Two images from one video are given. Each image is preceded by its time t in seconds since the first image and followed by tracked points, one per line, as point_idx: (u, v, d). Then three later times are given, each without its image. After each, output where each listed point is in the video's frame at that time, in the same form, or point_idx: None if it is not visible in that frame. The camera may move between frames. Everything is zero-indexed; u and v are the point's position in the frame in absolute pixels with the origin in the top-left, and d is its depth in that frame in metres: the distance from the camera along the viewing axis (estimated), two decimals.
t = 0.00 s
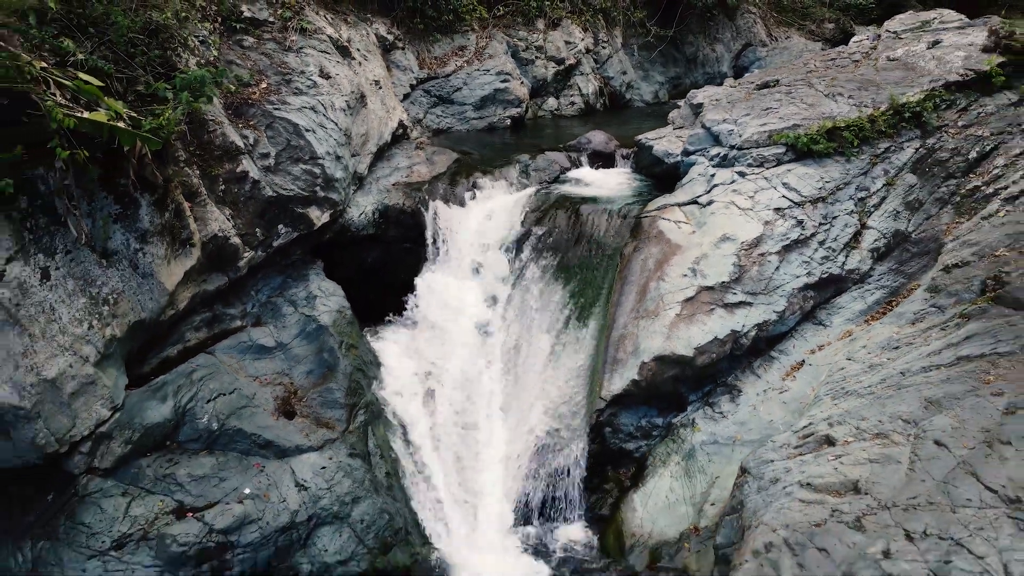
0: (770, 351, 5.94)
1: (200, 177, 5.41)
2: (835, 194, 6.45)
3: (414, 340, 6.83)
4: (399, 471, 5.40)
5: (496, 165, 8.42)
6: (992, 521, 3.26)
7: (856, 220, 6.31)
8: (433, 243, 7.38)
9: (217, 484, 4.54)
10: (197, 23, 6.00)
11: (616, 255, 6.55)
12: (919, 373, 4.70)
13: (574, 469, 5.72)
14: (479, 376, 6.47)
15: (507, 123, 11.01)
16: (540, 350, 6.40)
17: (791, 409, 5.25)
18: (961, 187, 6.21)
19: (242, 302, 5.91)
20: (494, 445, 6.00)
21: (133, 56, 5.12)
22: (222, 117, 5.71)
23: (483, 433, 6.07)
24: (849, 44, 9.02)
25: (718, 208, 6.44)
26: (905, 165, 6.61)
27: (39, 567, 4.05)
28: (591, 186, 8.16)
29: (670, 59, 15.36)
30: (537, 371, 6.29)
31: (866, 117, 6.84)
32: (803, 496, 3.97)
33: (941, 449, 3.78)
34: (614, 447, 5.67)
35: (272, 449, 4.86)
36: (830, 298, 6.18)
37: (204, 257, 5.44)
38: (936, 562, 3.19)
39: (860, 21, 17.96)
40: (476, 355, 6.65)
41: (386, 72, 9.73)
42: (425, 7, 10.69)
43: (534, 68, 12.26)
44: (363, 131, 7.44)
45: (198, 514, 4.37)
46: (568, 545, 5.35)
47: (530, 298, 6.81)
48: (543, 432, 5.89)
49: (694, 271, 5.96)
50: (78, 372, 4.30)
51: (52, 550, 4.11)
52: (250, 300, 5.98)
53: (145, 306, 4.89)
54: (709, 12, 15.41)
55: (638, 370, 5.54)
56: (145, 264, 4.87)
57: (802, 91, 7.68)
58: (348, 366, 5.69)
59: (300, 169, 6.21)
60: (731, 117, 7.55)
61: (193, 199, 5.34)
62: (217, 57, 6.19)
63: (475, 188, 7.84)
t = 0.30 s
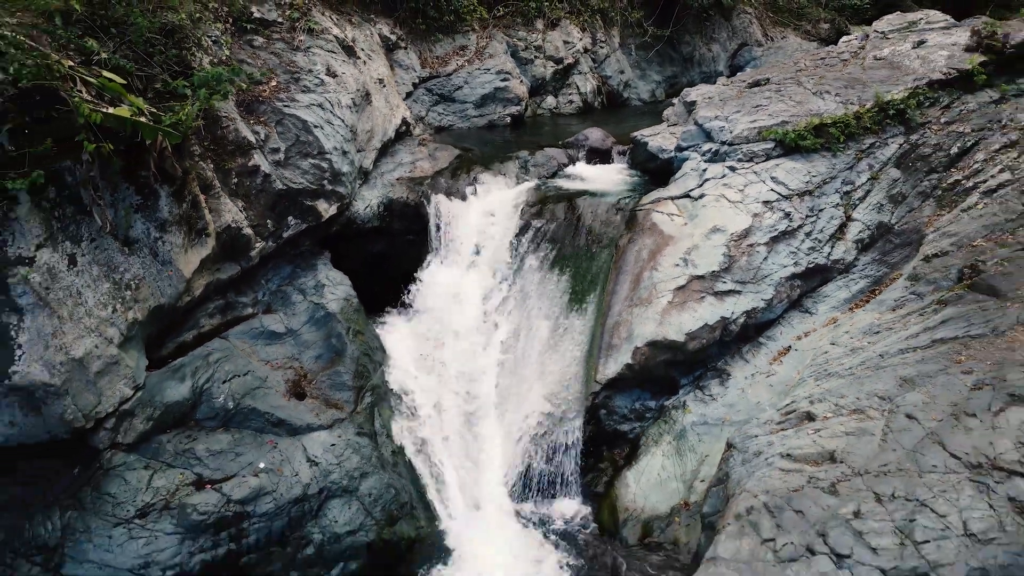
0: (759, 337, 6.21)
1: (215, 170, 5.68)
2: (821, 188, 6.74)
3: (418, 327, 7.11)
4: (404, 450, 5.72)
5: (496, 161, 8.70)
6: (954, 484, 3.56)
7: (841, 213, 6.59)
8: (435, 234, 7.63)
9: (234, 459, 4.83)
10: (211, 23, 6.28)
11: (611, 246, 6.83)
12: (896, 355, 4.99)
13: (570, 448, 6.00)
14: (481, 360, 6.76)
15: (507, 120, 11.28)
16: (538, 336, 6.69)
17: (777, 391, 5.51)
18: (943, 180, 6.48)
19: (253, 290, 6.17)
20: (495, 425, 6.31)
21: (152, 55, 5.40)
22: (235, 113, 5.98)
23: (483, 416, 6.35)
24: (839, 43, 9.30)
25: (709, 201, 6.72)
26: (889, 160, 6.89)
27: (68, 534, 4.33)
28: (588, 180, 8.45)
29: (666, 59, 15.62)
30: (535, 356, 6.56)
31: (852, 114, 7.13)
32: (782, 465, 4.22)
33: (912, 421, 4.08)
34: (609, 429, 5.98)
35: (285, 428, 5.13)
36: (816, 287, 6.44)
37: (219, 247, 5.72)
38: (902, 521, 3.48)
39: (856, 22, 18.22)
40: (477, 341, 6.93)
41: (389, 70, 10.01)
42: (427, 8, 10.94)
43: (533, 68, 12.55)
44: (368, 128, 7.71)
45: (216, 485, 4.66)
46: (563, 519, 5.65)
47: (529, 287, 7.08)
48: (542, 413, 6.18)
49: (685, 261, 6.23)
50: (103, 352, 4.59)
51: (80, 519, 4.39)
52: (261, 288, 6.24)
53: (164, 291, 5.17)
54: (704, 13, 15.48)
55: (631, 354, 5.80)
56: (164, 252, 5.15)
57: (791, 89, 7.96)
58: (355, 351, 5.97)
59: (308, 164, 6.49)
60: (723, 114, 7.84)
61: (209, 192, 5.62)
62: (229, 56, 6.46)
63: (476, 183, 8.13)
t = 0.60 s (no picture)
0: (747, 323, 6.53)
1: (230, 164, 6.00)
2: (807, 181, 7.07)
3: (422, 314, 7.43)
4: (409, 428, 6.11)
5: (496, 157, 9.03)
6: (917, 447, 3.89)
7: (825, 205, 6.92)
8: (438, 226, 7.98)
9: (251, 433, 5.16)
10: (225, 24, 6.60)
11: (605, 236, 7.16)
12: (874, 336, 5.31)
13: (566, 426, 6.37)
14: (482, 346, 7.13)
15: (507, 118, 11.62)
16: (536, 322, 7.06)
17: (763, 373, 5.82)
18: (923, 175, 6.81)
19: (265, 279, 6.48)
20: (495, 406, 6.69)
21: (172, 55, 5.72)
22: (249, 110, 6.29)
23: (485, 398, 6.74)
24: (827, 44, 9.64)
25: (700, 194, 7.03)
26: (872, 155, 7.24)
27: (97, 503, 4.71)
28: (585, 174, 8.78)
29: (663, 58, 15.94)
30: (534, 341, 6.93)
31: (837, 112, 7.47)
32: (762, 435, 4.55)
33: (883, 394, 4.41)
34: (604, 409, 6.27)
35: (298, 405, 5.46)
36: (802, 276, 6.76)
37: (234, 237, 6.04)
38: (868, 480, 3.79)
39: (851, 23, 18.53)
40: (479, 327, 7.28)
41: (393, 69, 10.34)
42: (429, 9, 11.26)
43: (533, 67, 12.88)
44: (373, 125, 8.04)
45: (235, 456, 4.98)
46: (560, 493, 6.00)
47: (529, 276, 7.41)
48: (540, 395, 6.54)
49: (677, 251, 6.53)
50: (130, 332, 4.94)
51: (109, 486, 4.76)
52: (273, 276, 6.55)
53: (185, 277, 5.52)
54: (701, 13, 15.61)
55: (625, 338, 6.11)
56: (185, 240, 5.50)
57: (779, 87, 8.30)
58: (363, 335, 6.30)
59: (318, 158, 6.82)
60: (714, 111, 8.16)
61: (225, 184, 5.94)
62: (243, 55, 6.78)
63: (477, 177, 8.42)
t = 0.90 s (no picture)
0: (738, 311, 6.80)
1: (243, 159, 6.28)
2: (794, 177, 7.37)
3: (426, 304, 7.72)
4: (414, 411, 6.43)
5: (497, 153, 9.32)
6: (889, 420, 4.19)
7: (812, 199, 7.23)
8: (441, 219, 8.26)
9: (266, 412, 5.46)
10: (237, 26, 6.88)
11: (602, 229, 7.44)
12: (856, 321, 5.60)
13: (564, 410, 6.63)
14: (484, 334, 7.47)
15: (507, 116, 11.92)
16: (536, 311, 7.37)
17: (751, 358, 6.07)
18: (907, 170, 7.10)
19: (276, 269, 6.76)
20: (496, 392, 7.04)
21: (188, 54, 5.98)
22: (260, 108, 6.55)
23: (486, 384, 7.10)
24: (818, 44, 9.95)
25: (692, 189, 7.33)
26: (858, 151, 7.54)
27: (121, 478, 5.01)
28: (582, 170, 9.09)
29: (660, 58, 16.23)
30: (533, 330, 7.25)
31: (825, 110, 7.78)
32: (746, 411, 4.84)
33: (860, 373, 4.72)
34: (599, 393, 6.54)
35: (309, 387, 5.74)
36: (790, 267, 7.03)
37: (246, 228, 6.32)
38: (843, 450, 4.08)
39: (846, 24, 18.83)
40: (480, 317, 7.61)
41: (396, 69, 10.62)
42: (431, 10, 11.55)
43: (532, 67, 13.17)
44: (378, 123, 8.34)
45: (250, 433, 5.28)
46: (558, 473, 6.30)
47: (528, 268, 7.70)
48: (539, 380, 6.85)
49: (669, 243, 6.82)
50: (151, 317, 5.25)
51: (132, 462, 5.06)
52: (283, 267, 6.82)
53: (201, 266, 5.81)
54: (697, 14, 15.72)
55: (620, 325, 6.39)
56: (201, 230, 5.79)
57: (770, 86, 8.60)
58: (370, 323, 6.59)
59: (326, 154, 7.12)
60: (706, 109, 8.46)
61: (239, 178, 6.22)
62: (254, 55, 7.07)
63: (478, 173, 8.74)
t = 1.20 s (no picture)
0: (729, 300, 7.08)
1: (255, 154, 6.58)
2: (783, 172, 7.67)
3: (429, 295, 8.01)
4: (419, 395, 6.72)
5: (497, 150, 9.62)
6: (865, 396, 4.50)
7: (801, 194, 7.52)
8: (444, 213, 8.58)
9: (278, 394, 5.75)
10: (248, 27, 7.18)
11: (599, 222, 7.75)
12: (839, 308, 5.88)
13: (561, 396, 6.93)
14: (484, 324, 7.76)
15: (507, 115, 12.20)
16: (535, 301, 7.67)
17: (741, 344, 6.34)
18: (891, 165, 7.43)
19: (285, 261, 7.04)
20: (497, 378, 7.34)
21: (204, 55, 6.28)
22: (271, 106, 6.85)
23: (487, 371, 7.39)
24: (809, 44, 10.25)
25: (685, 184, 7.62)
26: (845, 148, 7.84)
27: (143, 454, 5.28)
28: (580, 166, 9.39)
29: (658, 58, 16.49)
30: (532, 319, 7.55)
31: (813, 108, 8.07)
32: (733, 391, 5.13)
33: (839, 355, 5.01)
34: (596, 378, 6.88)
35: (319, 371, 6.03)
36: (780, 259, 7.31)
37: (258, 221, 6.61)
38: (821, 423, 4.38)
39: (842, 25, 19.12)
40: (481, 307, 7.90)
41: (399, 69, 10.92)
42: (433, 12, 11.88)
43: (531, 66, 13.46)
44: (382, 121, 8.64)
45: (264, 413, 5.57)
46: (555, 455, 6.59)
47: (527, 260, 8.00)
48: (538, 367, 7.15)
49: (663, 235, 7.10)
50: (170, 303, 5.56)
51: (152, 440, 5.34)
52: (292, 258, 7.11)
53: (216, 256, 6.11)
54: (694, 14, 16.18)
55: (615, 314, 6.69)
56: (217, 222, 6.09)
57: (762, 85, 8.90)
58: (376, 311, 6.88)
59: (333, 150, 7.41)
60: (700, 107, 8.75)
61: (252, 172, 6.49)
62: (264, 55, 7.36)
63: (479, 169, 9.05)
